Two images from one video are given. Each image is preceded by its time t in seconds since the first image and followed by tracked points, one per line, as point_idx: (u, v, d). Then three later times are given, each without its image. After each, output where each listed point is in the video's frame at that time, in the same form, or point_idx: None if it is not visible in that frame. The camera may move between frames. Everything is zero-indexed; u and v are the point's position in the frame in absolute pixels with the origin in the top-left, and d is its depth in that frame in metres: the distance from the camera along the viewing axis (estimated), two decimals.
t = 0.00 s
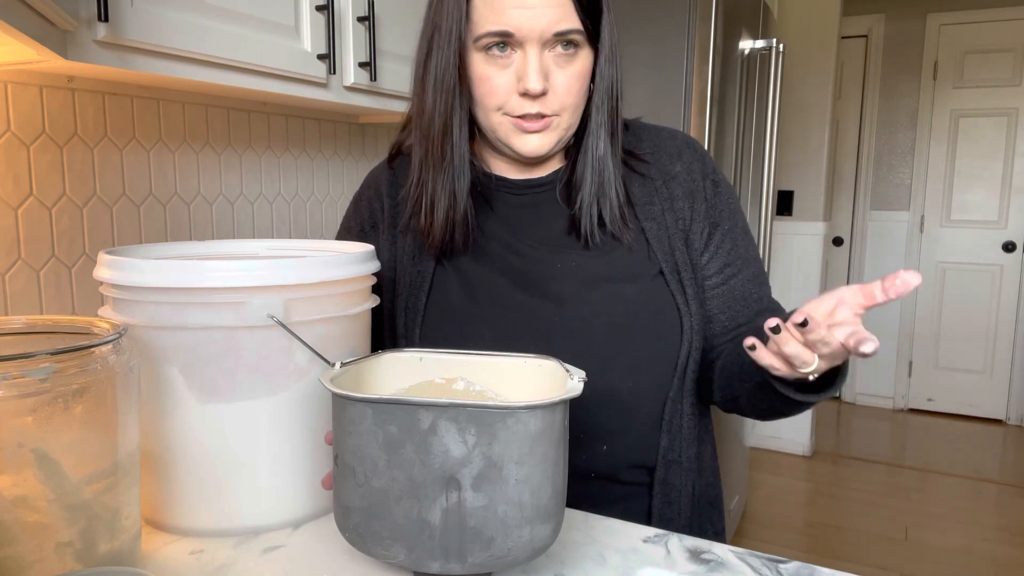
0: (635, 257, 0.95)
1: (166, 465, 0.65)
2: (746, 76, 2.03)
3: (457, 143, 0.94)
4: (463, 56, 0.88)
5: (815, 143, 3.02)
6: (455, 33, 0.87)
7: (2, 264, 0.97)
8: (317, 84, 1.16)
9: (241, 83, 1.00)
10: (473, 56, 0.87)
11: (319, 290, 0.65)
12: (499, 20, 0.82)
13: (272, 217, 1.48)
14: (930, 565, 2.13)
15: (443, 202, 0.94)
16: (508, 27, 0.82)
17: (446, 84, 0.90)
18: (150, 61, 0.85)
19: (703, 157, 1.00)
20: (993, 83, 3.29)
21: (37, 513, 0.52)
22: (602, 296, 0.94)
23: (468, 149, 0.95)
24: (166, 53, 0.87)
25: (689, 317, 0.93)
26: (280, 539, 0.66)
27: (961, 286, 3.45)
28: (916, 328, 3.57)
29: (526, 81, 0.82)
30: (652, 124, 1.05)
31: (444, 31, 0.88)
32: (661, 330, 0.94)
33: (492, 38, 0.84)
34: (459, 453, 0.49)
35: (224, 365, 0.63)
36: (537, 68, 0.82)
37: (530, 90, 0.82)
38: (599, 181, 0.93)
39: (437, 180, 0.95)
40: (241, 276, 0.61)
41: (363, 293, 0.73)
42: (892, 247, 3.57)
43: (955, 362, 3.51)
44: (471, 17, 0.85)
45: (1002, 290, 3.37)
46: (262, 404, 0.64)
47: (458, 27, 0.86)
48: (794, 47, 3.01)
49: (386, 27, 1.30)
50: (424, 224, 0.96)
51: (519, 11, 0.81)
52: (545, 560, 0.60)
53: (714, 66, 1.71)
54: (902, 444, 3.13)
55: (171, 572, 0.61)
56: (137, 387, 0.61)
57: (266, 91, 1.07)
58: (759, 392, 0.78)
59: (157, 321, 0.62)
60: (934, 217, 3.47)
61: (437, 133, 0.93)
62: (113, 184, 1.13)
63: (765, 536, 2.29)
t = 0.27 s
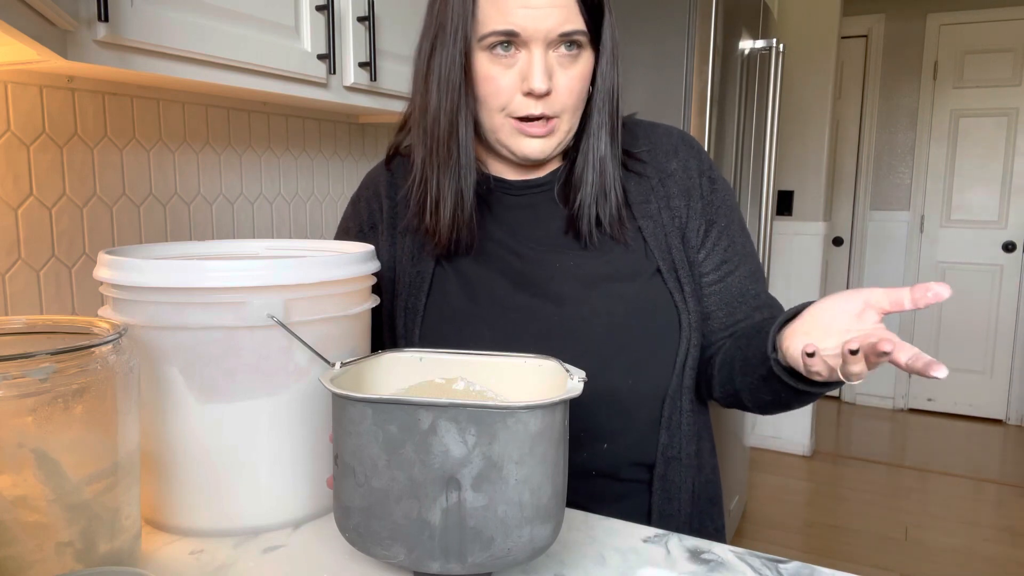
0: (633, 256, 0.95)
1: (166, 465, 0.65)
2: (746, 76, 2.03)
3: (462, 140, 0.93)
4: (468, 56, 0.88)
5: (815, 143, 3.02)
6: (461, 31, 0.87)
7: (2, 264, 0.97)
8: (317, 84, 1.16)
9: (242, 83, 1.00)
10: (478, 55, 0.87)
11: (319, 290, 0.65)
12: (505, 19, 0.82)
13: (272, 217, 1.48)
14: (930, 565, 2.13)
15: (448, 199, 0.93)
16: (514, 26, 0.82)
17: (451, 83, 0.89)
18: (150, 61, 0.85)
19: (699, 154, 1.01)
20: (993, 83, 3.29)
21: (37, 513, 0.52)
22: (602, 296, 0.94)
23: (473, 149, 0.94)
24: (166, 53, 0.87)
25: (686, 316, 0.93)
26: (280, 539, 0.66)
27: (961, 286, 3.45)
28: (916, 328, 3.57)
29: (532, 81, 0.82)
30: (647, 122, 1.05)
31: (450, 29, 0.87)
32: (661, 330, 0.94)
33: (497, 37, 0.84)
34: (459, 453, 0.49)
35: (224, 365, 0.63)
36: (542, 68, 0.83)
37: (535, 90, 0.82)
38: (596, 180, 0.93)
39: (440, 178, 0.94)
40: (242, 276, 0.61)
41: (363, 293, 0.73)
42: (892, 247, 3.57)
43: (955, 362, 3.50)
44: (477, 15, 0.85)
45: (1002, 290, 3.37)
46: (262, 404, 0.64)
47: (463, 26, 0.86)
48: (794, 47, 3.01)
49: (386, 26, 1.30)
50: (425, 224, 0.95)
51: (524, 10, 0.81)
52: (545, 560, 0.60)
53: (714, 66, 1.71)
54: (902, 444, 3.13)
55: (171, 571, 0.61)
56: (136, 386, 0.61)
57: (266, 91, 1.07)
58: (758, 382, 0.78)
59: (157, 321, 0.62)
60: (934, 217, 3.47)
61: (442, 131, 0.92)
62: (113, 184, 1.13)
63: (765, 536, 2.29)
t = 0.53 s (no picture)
0: (633, 252, 0.95)
1: (165, 465, 0.65)
2: (746, 76, 2.03)
3: (478, 137, 0.91)
4: (483, 51, 0.87)
5: (815, 143, 3.01)
6: (475, 27, 0.86)
7: (2, 264, 0.97)
8: (317, 84, 1.16)
9: (242, 83, 1.00)
10: (489, 51, 0.87)
11: (319, 290, 0.65)
12: (513, 16, 0.82)
13: (272, 217, 1.48)
14: (930, 565, 2.13)
15: (462, 198, 0.93)
16: (521, 23, 0.82)
17: (464, 77, 0.88)
18: (150, 61, 0.85)
19: (697, 143, 1.00)
20: (994, 83, 3.29)
21: (37, 512, 0.52)
22: (603, 296, 0.94)
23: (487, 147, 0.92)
24: (166, 53, 0.87)
25: (685, 308, 0.93)
26: (280, 539, 0.66)
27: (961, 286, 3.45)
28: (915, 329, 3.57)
29: (536, 78, 0.82)
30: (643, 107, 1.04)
31: (465, 23, 0.86)
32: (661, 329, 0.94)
33: (506, 34, 0.84)
34: (459, 453, 0.49)
35: (224, 365, 0.63)
36: (547, 65, 0.83)
37: (539, 87, 0.82)
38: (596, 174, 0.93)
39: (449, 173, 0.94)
40: (242, 276, 0.61)
41: (364, 293, 0.73)
42: (892, 247, 3.57)
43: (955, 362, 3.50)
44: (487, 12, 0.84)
45: (1002, 291, 3.37)
46: (262, 404, 0.64)
47: (477, 21, 0.85)
48: (794, 47, 3.01)
49: (386, 27, 1.30)
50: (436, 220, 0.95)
51: (532, 7, 0.81)
52: (544, 560, 0.60)
53: (713, 66, 1.71)
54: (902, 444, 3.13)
55: (171, 571, 0.61)
56: (137, 386, 0.61)
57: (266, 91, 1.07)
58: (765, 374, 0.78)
59: (157, 321, 0.62)
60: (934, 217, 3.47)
61: (460, 125, 0.91)
62: (113, 184, 1.13)
63: (765, 536, 2.29)
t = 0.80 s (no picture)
0: (637, 254, 0.95)
1: (165, 465, 0.65)
2: (747, 76, 2.03)
3: (469, 138, 0.92)
4: (477, 52, 0.87)
5: (815, 143, 3.01)
6: (468, 31, 0.86)
7: (2, 264, 0.97)
8: (317, 84, 1.16)
9: (241, 83, 1.00)
10: (485, 53, 0.86)
11: (319, 290, 0.65)
12: (511, 15, 0.81)
13: (272, 217, 1.48)
14: (930, 565, 2.13)
15: (453, 199, 0.93)
16: (520, 22, 0.81)
17: (458, 81, 0.89)
18: (150, 61, 0.85)
19: (702, 152, 1.00)
20: (994, 83, 3.29)
21: (37, 512, 0.52)
22: (603, 296, 0.94)
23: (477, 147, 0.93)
24: (166, 53, 0.87)
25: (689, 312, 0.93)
26: (280, 539, 0.66)
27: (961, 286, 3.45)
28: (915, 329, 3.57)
29: (540, 74, 0.82)
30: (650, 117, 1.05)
31: (457, 24, 0.86)
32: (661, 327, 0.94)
33: (504, 34, 0.83)
34: (459, 453, 0.49)
35: (224, 365, 0.63)
36: (549, 61, 0.82)
37: (544, 84, 0.82)
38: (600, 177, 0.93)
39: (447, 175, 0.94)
40: (242, 276, 0.61)
41: (364, 293, 0.73)
42: (892, 247, 3.57)
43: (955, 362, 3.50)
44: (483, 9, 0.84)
45: (1003, 291, 3.37)
46: (262, 404, 0.64)
47: (471, 22, 0.85)
48: (794, 47, 3.01)
49: (386, 27, 1.30)
50: (434, 221, 0.95)
51: (529, 4, 0.80)
52: (544, 560, 0.60)
53: (713, 66, 1.71)
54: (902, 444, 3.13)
55: (171, 571, 0.61)
56: (137, 386, 0.61)
57: (266, 91, 1.07)
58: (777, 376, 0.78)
59: (157, 321, 0.62)
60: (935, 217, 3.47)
61: (450, 127, 0.92)
62: (113, 184, 1.13)
63: (765, 536, 2.29)
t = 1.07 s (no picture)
0: (641, 259, 0.95)
1: (166, 465, 0.65)
2: (747, 76, 2.03)
3: (464, 137, 0.93)
4: (470, 52, 0.88)
5: (816, 143, 3.01)
6: (462, 32, 0.87)
7: (2, 264, 0.97)
8: (317, 84, 1.16)
9: (241, 83, 1.00)
10: (482, 52, 0.86)
11: (319, 290, 0.65)
12: (508, 15, 0.81)
13: (272, 218, 1.48)
14: (930, 565, 2.13)
15: (448, 197, 0.93)
16: (517, 22, 0.81)
17: (452, 81, 0.90)
18: (150, 61, 0.85)
19: (708, 155, 1.00)
20: (994, 83, 3.29)
21: (37, 512, 0.52)
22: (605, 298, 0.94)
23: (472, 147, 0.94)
24: (166, 53, 0.87)
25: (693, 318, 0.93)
26: (280, 539, 0.66)
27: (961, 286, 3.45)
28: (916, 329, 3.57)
29: (538, 75, 0.81)
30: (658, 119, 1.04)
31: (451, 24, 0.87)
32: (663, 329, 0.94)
33: (502, 34, 0.82)
34: (459, 453, 0.49)
35: (224, 365, 0.63)
36: (547, 62, 0.81)
37: (542, 84, 0.81)
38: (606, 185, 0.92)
39: (443, 175, 0.94)
40: (241, 276, 0.61)
41: (364, 293, 0.73)
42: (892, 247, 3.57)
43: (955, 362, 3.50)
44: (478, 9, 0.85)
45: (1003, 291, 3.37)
46: (262, 404, 0.64)
47: (464, 23, 0.86)
48: (794, 48, 3.01)
49: (386, 27, 1.30)
50: (427, 223, 0.95)
51: (526, 4, 0.80)
52: (545, 560, 0.60)
53: (713, 66, 1.71)
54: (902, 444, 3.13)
55: (172, 571, 0.61)
56: (137, 386, 0.61)
57: (266, 91, 1.07)
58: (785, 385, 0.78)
59: (157, 321, 0.62)
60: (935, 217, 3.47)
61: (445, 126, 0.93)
62: (113, 184, 1.13)
63: (765, 536, 2.29)
